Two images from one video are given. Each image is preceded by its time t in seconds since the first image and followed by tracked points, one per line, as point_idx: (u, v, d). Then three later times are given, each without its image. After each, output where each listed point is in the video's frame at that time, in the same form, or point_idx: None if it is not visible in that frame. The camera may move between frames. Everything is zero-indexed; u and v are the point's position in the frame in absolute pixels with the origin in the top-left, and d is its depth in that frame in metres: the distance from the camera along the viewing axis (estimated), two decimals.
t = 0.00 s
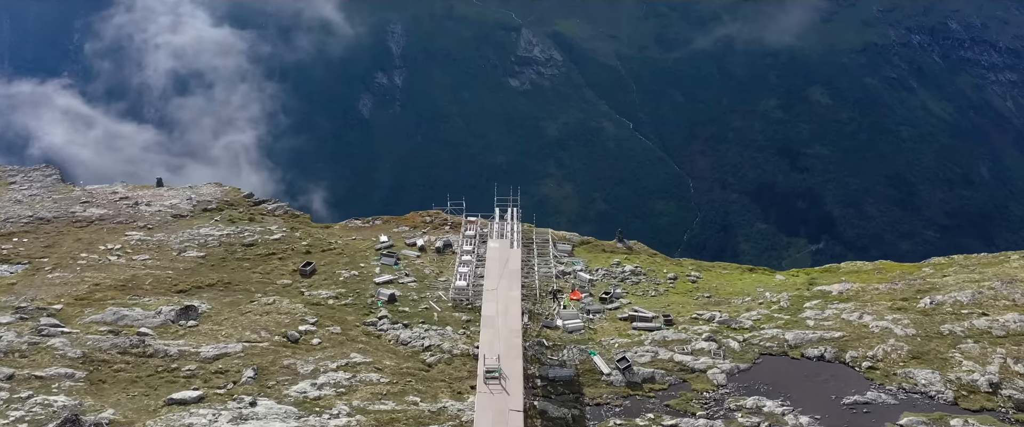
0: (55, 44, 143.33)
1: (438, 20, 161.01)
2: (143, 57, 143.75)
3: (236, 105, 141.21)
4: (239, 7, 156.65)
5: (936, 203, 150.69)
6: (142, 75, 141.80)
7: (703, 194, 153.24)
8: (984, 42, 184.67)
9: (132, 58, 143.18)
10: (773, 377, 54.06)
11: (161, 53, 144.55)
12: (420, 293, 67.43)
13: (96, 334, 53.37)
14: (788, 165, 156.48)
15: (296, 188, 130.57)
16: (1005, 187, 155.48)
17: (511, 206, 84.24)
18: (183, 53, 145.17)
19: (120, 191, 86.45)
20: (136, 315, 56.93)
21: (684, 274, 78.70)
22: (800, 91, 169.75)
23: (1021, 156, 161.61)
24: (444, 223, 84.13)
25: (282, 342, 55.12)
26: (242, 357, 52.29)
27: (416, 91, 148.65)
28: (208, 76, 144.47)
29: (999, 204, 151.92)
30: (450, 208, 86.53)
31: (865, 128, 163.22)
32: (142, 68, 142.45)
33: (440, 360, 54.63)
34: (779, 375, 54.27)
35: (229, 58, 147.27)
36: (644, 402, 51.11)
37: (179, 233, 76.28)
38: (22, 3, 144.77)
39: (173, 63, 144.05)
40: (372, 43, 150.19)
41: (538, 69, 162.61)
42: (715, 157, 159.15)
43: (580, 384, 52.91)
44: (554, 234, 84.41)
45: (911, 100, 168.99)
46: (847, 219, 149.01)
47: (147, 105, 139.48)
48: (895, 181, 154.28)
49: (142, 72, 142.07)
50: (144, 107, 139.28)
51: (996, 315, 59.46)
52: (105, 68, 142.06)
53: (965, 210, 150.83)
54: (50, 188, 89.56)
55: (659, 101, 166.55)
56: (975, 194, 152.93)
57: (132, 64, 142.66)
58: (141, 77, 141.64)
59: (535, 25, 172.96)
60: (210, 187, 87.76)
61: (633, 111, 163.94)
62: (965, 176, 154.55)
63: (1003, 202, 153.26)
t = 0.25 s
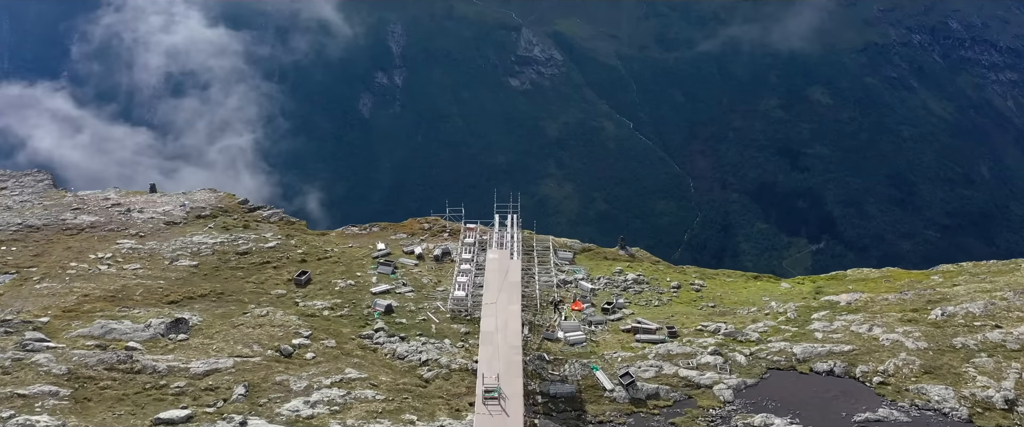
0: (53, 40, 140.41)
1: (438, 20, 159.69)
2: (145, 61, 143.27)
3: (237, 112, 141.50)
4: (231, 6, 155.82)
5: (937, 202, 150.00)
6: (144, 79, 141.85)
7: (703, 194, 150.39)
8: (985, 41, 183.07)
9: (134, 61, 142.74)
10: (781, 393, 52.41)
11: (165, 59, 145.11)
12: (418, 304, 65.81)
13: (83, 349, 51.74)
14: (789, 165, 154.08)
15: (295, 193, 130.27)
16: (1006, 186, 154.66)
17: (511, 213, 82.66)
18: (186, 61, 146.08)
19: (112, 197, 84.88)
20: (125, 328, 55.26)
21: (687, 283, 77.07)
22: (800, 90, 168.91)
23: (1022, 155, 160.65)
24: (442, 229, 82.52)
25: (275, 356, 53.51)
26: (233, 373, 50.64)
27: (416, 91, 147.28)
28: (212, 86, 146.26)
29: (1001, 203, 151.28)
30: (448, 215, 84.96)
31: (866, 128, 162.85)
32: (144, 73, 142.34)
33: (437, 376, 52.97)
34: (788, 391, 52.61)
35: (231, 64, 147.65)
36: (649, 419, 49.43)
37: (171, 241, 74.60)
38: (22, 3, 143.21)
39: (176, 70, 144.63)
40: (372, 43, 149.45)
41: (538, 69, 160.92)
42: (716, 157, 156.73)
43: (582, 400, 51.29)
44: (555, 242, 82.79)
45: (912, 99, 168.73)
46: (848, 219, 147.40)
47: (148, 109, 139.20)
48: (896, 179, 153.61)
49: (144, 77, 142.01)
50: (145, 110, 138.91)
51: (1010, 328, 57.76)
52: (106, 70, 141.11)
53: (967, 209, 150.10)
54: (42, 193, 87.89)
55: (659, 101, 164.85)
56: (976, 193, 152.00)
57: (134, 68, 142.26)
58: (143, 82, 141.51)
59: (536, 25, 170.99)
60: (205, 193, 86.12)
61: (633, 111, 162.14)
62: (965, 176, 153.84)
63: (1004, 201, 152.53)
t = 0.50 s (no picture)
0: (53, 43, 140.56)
1: (438, 20, 159.75)
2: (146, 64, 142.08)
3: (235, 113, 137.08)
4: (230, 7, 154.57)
5: (937, 201, 147.90)
6: (143, 83, 139.78)
7: (703, 193, 149.08)
8: (986, 39, 181.72)
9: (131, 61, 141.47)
10: (789, 409, 50.73)
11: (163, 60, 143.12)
12: (415, 314, 64.16)
13: (69, 364, 50.09)
14: (789, 163, 153.17)
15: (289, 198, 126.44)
16: (1007, 185, 152.90)
17: (511, 219, 81.08)
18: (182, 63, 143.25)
19: (104, 202, 83.31)
20: (113, 341, 53.59)
21: (691, 291, 75.44)
22: (800, 89, 167.73)
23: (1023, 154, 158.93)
24: (441, 236, 80.92)
25: (267, 371, 51.86)
26: (223, 390, 48.98)
27: (416, 89, 146.60)
28: (211, 88, 142.42)
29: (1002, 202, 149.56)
30: (447, 221, 83.32)
31: (867, 126, 161.28)
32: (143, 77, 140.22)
33: (435, 391, 51.32)
34: (797, 407, 50.93)
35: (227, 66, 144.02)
36: None
37: (164, 248, 72.95)
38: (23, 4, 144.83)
39: (172, 71, 141.96)
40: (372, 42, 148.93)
41: (538, 67, 159.71)
42: (716, 155, 155.18)
43: (584, 418, 49.64)
44: (556, 248, 81.22)
45: (912, 97, 166.84)
46: (848, 218, 145.24)
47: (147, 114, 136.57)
48: (896, 178, 151.63)
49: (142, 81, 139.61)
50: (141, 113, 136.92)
51: None
52: (106, 74, 139.37)
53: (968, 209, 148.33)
54: (33, 198, 86.31)
55: (660, 100, 163.15)
56: (976, 192, 150.00)
57: (133, 72, 140.60)
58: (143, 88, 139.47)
59: (535, 23, 168.95)
60: (198, 198, 84.50)
61: (634, 109, 160.17)
62: (966, 174, 151.92)
63: (1005, 200, 150.83)
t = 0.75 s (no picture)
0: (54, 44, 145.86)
1: (439, 18, 165.50)
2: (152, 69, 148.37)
3: (241, 119, 145.25)
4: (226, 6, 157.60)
5: (938, 199, 155.53)
6: (147, 88, 146.05)
7: (704, 191, 157.29)
8: (987, 37, 190.00)
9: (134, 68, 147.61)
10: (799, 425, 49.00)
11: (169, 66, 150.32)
12: (412, 325, 62.35)
13: (54, 380, 48.35)
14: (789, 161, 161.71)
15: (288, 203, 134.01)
16: (1007, 183, 160.44)
17: (511, 225, 79.44)
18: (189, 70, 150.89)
19: (95, 208, 81.49)
20: (100, 355, 51.88)
21: (696, 299, 73.70)
22: (800, 86, 176.60)
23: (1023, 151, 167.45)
24: (440, 242, 79.26)
25: (259, 386, 50.17)
26: (213, 407, 47.22)
27: (417, 88, 152.95)
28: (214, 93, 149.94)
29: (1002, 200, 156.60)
30: (447, 227, 81.62)
31: (868, 124, 169.12)
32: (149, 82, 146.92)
33: (432, 407, 49.57)
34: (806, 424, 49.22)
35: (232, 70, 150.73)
36: None
37: (155, 255, 71.27)
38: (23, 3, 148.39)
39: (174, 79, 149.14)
40: (372, 40, 154.85)
41: (538, 65, 167.01)
42: (717, 153, 164.46)
43: None
44: (557, 254, 79.59)
45: (912, 95, 173.93)
46: (848, 215, 153.19)
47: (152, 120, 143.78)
48: (897, 175, 158.92)
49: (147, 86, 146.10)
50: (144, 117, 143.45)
51: None
52: (111, 77, 144.96)
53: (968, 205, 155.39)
54: (23, 203, 84.64)
55: (661, 97, 172.24)
56: (976, 189, 157.45)
57: (139, 76, 146.85)
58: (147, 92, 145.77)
59: (535, 21, 176.99)
60: (192, 203, 82.82)
61: (636, 108, 169.30)
62: (967, 172, 159.88)
63: (1005, 197, 157.96)
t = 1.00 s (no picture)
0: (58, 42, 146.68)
1: (439, 14, 164.98)
2: (150, 69, 148.54)
3: (238, 117, 143.20)
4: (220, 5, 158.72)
5: (939, 196, 154.08)
6: (147, 88, 146.07)
7: (704, 187, 154.83)
8: (988, 33, 187.94)
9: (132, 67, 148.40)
10: None
11: (168, 65, 149.64)
12: (410, 334, 60.67)
13: (37, 395, 46.48)
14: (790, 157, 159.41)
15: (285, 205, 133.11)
16: (1008, 179, 159.53)
17: (510, 230, 77.77)
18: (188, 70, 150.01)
19: (86, 211, 79.81)
20: (85, 368, 50.09)
21: (700, 305, 72.05)
22: (801, 83, 174.35)
23: None
24: (438, 247, 77.56)
25: (250, 401, 48.47)
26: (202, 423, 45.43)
27: (417, 84, 152.44)
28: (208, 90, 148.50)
29: (1003, 196, 155.52)
30: (444, 231, 79.81)
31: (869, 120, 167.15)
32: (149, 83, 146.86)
33: (429, 422, 47.93)
34: None
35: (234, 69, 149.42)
36: None
37: (146, 261, 69.57)
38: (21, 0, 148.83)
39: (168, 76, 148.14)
40: (373, 36, 154.75)
41: (539, 61, 165.76)
42: (717, 149, 161.68)
43: None
44: (558, 259, 77.96)
45: (913, 91, 172.86)
46: (849, 212, 151.33)
47: (150, 119, 143.00)
48: (897, 172, 157.86)
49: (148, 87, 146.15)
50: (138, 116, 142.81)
51: None
52: (105, 77, 144.89)
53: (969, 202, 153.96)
54: (13, 205, 83.01)
55: (660, 92, 170.28)
56: (977, 186, 156.33)
57: (137, 76, 147.13)
58: (147, 93, 145.83)
59: (535, 17, 176.52)
60: (185, 206, 81.13)
61: (636, 104, 167.19)
62: (968, 169, 159.01)
63: (1006, 194, 156.74)
